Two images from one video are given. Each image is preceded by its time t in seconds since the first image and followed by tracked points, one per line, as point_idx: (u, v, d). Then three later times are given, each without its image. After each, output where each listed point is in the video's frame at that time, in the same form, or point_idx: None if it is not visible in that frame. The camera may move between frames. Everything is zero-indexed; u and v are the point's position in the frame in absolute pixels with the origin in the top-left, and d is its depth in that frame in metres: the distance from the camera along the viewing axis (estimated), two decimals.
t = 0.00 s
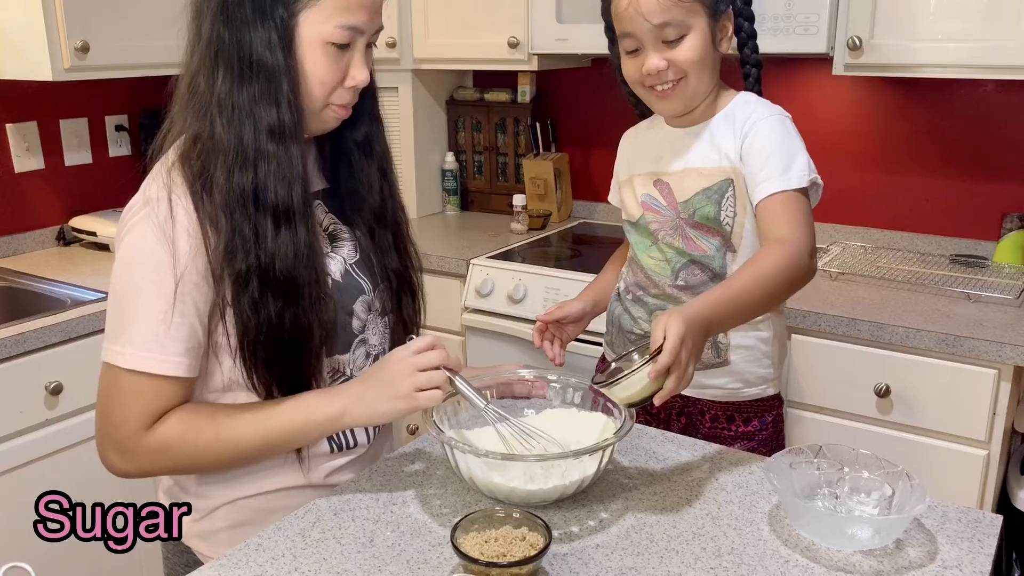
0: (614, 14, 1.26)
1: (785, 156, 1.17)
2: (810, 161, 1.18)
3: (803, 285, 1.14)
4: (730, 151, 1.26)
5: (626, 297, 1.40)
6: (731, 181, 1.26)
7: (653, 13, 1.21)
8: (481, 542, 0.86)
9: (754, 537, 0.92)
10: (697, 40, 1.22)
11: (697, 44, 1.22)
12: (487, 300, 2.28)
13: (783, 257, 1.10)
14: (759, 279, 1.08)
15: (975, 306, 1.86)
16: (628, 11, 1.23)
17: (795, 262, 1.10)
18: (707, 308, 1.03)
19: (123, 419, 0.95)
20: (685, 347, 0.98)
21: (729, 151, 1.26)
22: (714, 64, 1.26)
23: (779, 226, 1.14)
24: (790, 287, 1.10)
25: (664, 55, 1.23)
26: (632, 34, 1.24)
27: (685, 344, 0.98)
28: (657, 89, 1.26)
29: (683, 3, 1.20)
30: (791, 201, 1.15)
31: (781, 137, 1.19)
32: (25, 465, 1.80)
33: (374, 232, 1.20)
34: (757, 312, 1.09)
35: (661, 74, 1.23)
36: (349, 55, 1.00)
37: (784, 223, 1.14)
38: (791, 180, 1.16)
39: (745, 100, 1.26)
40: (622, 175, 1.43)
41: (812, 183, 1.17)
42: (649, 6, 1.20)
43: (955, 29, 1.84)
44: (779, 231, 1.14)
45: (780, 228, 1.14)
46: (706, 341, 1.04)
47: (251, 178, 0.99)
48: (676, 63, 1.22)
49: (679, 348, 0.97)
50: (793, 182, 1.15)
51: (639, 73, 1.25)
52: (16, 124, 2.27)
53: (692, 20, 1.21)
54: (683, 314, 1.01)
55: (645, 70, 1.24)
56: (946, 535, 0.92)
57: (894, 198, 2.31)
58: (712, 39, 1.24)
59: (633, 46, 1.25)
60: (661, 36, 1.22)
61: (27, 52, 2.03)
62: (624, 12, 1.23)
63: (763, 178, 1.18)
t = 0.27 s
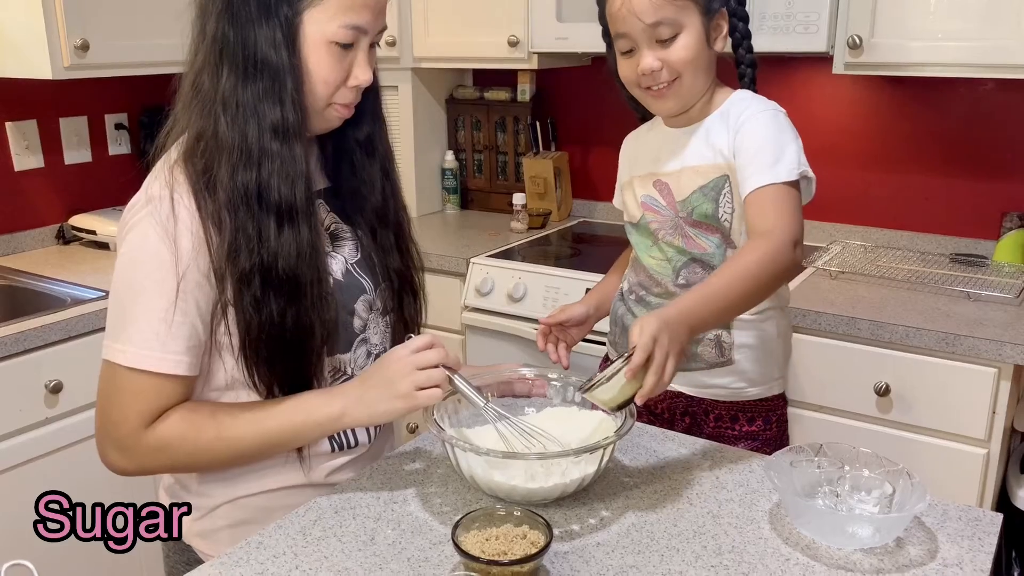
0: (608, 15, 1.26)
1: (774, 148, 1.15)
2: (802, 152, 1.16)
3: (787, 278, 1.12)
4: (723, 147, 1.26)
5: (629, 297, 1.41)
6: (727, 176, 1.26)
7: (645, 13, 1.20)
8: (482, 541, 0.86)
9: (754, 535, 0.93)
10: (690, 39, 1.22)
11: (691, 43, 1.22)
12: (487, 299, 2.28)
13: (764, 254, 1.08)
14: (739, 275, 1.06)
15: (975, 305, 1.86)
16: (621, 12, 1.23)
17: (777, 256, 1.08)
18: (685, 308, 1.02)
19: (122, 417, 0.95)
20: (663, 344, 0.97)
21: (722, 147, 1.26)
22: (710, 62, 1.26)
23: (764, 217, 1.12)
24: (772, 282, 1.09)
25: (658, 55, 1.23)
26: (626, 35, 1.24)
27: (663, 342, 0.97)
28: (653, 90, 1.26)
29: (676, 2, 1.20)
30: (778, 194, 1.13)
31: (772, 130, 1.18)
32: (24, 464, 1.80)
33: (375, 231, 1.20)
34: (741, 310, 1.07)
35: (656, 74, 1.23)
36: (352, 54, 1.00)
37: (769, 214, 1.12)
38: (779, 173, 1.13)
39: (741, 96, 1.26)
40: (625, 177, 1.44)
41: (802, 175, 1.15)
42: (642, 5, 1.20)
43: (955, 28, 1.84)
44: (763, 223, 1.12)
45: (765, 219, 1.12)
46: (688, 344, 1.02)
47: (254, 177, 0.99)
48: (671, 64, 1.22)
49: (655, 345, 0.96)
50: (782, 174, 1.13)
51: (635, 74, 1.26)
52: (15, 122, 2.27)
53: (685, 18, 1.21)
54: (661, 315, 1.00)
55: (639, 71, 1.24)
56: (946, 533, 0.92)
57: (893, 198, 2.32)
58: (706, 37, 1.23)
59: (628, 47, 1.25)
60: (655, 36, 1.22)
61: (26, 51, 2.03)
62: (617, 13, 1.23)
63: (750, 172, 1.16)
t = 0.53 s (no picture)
0: (598, 21, 1.28)
1: (761, 149, 1.15)
2: (791, 152, 1.16)
3: (771, 280, 1.12)
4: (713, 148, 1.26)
5: (630, 298, 1.40)
6: (718, 177, 1.27)
7: (633, 17, 1.22)
8: (481, 541, 0.87)
9: (753, 536, 0.93)
10: (680, 42, 1.23)
11: (680, 45, 1.23)
12: (486, 300, 2.28)
13: (749, 253, 1.08)
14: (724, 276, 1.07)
15: (973, 306, 1.87)
16: (610, 18, 1.24)
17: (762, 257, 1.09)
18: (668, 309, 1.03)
19: (122, 418, 0.95)
20: (648, 341, 0.97)
21: (712, 148, 1.26)
22: (702, 63, 1.26)
23: (749, 219, 1.13)
24: (755, 284, 1.09)
25: (648, 59, 1.24)
26: (616, 41, 1.25)
27: (649, 339, 0.97)
28: (645, 94, 1.27)
29: (661, 5, 1.21)
30: (764, 194, 1.13)
31: (759, 130, 1.18)
32: (24, 464, 1.80)
33: (375, 234, 1.20)
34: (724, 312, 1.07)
35: (646, 78, 1.24)
36: (353, 57, 1.00)
37: (754, 214, 1.13)
38: (765, 173, 1.14)
39: (735, 99, 1.25)
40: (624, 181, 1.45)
41: (791, 173, 1.14)
42: (629, 10, 1.21)
43: (954, 30, 1.85)
44: (749, 224, 1.13)
45: (751, 220, 1.13)
46: (676, 346, 1.03)
47: (255, 179, 0.99)
48: (661, 67, 1.23)
49: (637, 343, 0.97)
50: (768, 174, 1.13)
51: (627, 79, 1.27)
52: (15, 122, 2.27)
53: (673, 21, 1.22)
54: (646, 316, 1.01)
55: (630, 76, 1.25)
56: (944, 534, 0.92)
57: (892, 199, 2.32)
58: (696, 38, 1.24)
59: (618, 53, 1.26)
60: (643, 40, 1.23)
61: (27, 51, 2.03)
62: (606, 19, 1.24)
63: (737, 172, 1.16)
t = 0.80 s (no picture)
0: (592, 28, 1.28)
1: (751, 149, 1.15)
2: (782, 149, 1.15)
3: (762, 278, 1.11)
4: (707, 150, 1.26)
5: (630, 301, 1.41)
6: (712, 177, 1.28)
7: (626, 24, 1.22)
8: (481, 543, 0.87)
9: (752, 538, 0.93)
10: (674, 47, 1.23)
11: (674, 50, 1.23)
12: (486, 301, 2.28)
13: (739, 251, 1.08)
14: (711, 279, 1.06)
15: (973, 309, 1.87)
16: (603, 26, 1.25)
17: (750, 258, 1.08)
18: (657, 308, 1.02)
19: (121, 419, 0.95)
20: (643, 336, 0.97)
21: (705, 149, 1.27)
22: (696, 67, 1.27)
23: (742, 219, 1.12)
24: (745, 284, 1.08)
25: (643, 65, 1.24)
26: (610, 48, 1.26)
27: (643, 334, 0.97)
28: (642, 100, 1.28)
29: (654, 11, 1.21)
30: (755, 191, 1.13)
31: (749, 131, 1.18)
32: (23, 465, 1.80)
33: (376, 237, 1.20)
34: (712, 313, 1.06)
35: (642, 84, 1.25)
36: (355, 62, 1.00)
37: (746, 212, 1.12)
38: (755, 171, 1.13)
39: (728, 99, 1.26)
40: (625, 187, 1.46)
41: (782, 171, 1.13)
42: (622, 18, 1.22)
43: (954, 33, 1.85)
44: (741, 224, 1.12)
45: (743, 220, 1.12)
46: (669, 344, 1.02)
47: (257, 182, 0.99)
48: (656, 73, 1.24)
49: (628, 339, 0.96)
50: (759, 171, 1.13)
51: (623, 86, 1.27)
52: (16, 123, 2.27)
53: (667, 26, 1.22)
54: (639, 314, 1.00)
55: (626, 82, 1.26)
56: (944, 536, 0.92)
57: (891, 202, 2.32)
58: (689, 43, 1.25)
59: (614, 60, 1.27)
60: (638, 46, 1.23)
61: (28, 52, 2.03)
62: (600, 27, 1.25)
63: (729, 171, 1.16)
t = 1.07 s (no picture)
0: (586, 35, 1.30)
1: (746, 146, 1.16)
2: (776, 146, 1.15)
3: (757, 274, 1.11)
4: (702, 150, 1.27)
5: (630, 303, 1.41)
6: (708, 177, 1.28)
7: (620, 29, 1.24)
8: (481, 544, 0.87)
9: (752, 539, 0.93)
10: (669, 49, 1.25)
11: (669, 52, 1.25)
12: (486, 302, 2.28)
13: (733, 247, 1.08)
14: (710, 272, 1.06)
15: (972, 310, 1.87)
16: (598, 31, 1.26)
17: (746, 249, 1.08)
18: (653, 302, 1.03)
19: (119, 417, 0.95)
20: (635, 324, 0.97)
21: (700, 150, 1.27)
22: (691, 69, 1.28)
23: (738, 212, 1.12)
24: (744, 276, 1.09)
25: (639, 68, 1.26)
26: (605, 53, 1.27)
27: (635, 322, 0.97)
28: (639, 103, 1.29)
29: (648, 15, 1.23)
30: (752, 189, 1.13)
31: (743, 129, 1.18)
32: (23, 466, 1.80)
33: (377, 237, 1.20)
34: (711, 306, 1.07)
35: (638, 87, 1.26)
36: (356, 64, 1.01)
37: (740, 209, 1.12)
38: (749, 168, 1.13)
39: (721, 100, 1.26)
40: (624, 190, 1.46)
41: (776, 167, 1.14)
42: (616, 22, 1.24)
43: (954, 34, 1.85)
44: (735, 219, 1.12)
45: (738, 214, 1.12)
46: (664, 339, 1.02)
47: (259, 183, 0.99)
48: (652, 75, 1.25)
49: (621, 326, 0.97)
50: (753, 168, 1.13)
51: (620, 90, 1.29)
52: (16, 124, 2.27)
53: (660, 29, 1.24)
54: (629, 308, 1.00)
55: (623, 85, 1.27)
56: (944, 537, 0.92)
57: (891, 203, 2.32)
58: (683, 45, 1.26)
59: (609, 65, 1.28)
60: (633, 49, 1.25)
61: (28, 52, 2.03)
62: (594, 33, 1.27)
63: (724, 169, 1.17)
